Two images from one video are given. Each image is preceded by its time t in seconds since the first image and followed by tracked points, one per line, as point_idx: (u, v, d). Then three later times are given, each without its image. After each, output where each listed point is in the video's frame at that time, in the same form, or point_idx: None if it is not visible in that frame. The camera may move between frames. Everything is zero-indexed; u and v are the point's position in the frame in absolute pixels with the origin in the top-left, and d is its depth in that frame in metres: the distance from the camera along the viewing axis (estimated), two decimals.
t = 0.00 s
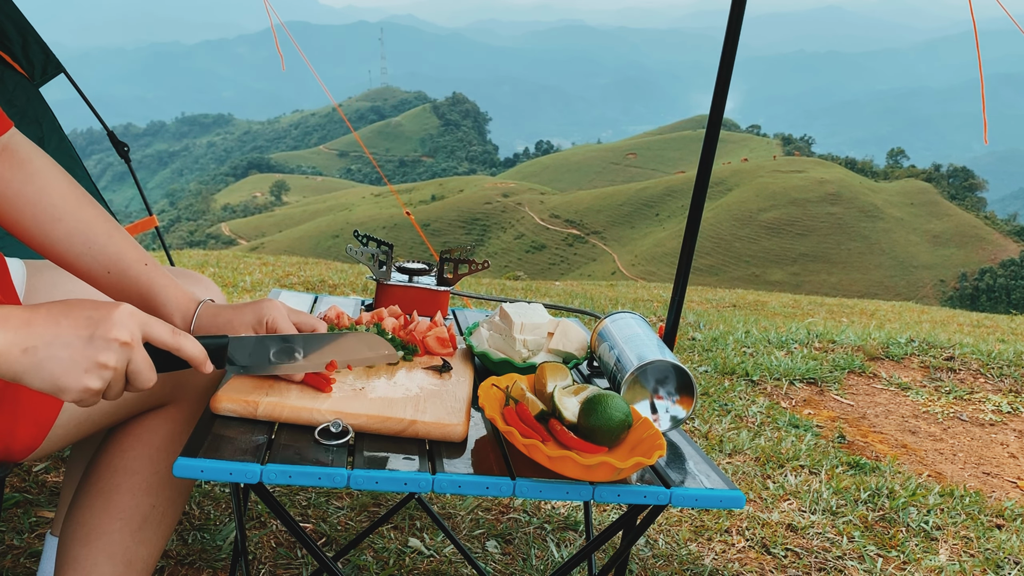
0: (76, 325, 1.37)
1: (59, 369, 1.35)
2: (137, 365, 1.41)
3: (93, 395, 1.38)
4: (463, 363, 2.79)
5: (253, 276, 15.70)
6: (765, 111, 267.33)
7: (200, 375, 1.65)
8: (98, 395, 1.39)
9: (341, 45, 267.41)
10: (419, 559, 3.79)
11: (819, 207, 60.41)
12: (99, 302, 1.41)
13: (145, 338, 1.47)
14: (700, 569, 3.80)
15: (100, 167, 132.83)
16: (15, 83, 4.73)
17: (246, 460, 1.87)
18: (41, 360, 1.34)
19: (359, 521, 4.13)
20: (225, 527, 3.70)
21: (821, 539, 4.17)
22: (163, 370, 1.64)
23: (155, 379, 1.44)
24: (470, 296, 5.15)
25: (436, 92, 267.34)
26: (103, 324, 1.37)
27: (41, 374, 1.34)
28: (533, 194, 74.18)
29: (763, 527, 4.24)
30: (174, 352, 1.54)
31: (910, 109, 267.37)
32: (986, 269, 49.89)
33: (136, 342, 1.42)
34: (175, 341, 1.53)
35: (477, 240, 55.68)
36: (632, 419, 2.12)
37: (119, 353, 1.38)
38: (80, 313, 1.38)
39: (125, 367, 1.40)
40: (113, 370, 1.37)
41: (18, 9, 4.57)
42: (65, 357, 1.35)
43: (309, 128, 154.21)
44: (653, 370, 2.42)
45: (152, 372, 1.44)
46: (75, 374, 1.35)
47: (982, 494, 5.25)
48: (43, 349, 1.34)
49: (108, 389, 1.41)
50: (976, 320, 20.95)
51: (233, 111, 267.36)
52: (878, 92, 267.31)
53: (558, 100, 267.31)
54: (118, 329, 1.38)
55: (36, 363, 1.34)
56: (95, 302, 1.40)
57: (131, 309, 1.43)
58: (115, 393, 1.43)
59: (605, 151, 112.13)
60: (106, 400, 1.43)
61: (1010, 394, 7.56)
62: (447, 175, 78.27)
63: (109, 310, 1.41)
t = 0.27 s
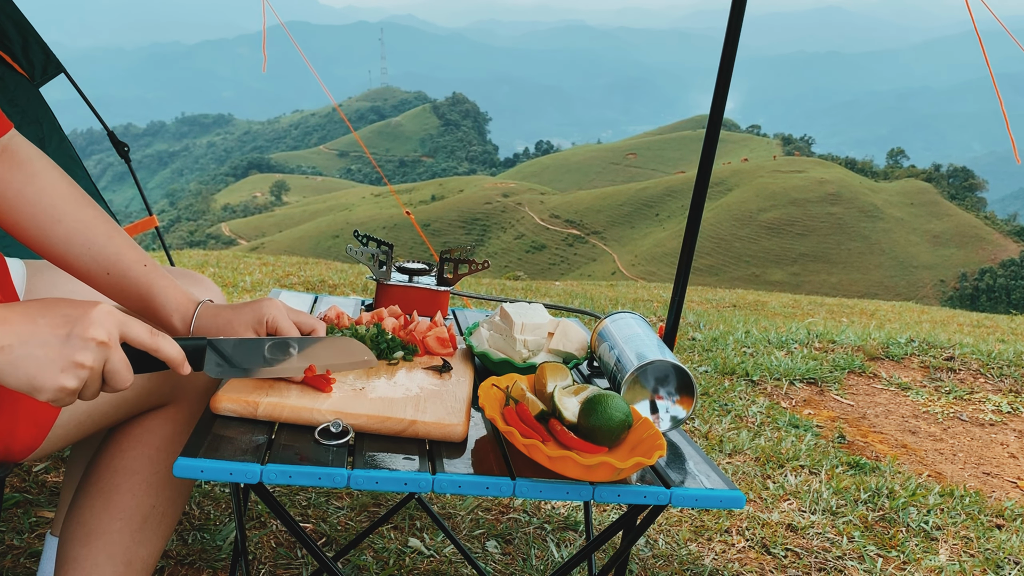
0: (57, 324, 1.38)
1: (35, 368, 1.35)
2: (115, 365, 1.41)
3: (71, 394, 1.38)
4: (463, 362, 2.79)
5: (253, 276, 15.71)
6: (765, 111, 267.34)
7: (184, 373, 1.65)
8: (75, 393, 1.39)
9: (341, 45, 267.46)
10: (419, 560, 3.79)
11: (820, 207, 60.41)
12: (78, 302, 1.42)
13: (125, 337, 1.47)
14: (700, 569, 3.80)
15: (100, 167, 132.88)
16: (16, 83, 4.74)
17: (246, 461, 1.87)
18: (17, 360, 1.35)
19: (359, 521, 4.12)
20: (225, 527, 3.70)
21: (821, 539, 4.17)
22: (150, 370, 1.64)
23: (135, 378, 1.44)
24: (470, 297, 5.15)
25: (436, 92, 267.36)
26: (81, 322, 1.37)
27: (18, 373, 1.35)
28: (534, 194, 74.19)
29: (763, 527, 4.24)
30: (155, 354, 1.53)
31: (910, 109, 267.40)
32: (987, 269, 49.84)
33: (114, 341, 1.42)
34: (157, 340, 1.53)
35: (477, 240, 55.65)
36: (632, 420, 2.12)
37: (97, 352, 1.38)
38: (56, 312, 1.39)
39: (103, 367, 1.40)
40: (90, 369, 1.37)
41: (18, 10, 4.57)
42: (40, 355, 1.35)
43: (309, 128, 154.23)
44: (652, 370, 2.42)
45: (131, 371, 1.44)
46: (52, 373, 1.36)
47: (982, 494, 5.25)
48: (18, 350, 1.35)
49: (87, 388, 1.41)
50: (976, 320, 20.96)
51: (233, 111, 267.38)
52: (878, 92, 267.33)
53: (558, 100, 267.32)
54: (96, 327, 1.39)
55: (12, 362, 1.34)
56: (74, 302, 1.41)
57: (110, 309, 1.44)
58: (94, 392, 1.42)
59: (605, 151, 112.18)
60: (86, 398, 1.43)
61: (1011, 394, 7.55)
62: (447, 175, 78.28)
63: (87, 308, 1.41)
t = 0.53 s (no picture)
0: (62, 325, 1.37)
1: (40, 369, 1.34)
2: (123, 365, 1.41)
3: (76, 397, 1.38)
4: (463, 363, 2.79)
5: (253, 276, 15.72)
6: (765, 111, 267.35)
7: (186, 376, 1.65)
8: (83, 395, 1.39)
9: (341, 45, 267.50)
10: (419, 559, 3.79)
11: (819, 207, 60.46)
12: (84, 303, 1.42)
13: (133, 338, 1.48)
14: (700, 569, 3.81)
15: (99, 167, 132.69)
16: (15, 83, 4.73)
17: (246, 460, 1.87)
18: (24, 361, 1.34)
19: (359, 521, 4.13)
20: (224, 527, 3.70)
21: (822, 539, 4.17)
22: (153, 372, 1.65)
23: (141, 379, 1.44)
24: (469, 296, 5.16)
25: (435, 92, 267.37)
26: (88, 325, 1.38)
27: (26, 375, 1.35)
28: (533, 194, 74.23)
29: (763, 527, 4.25)
30: (162, 355, 1.54)
31: (910, 109, 267.45)
32: (986, 270, 49.87)
33: (123, 342, 1.42)
34: (161, 343, 1.53)
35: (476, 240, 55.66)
36: (633, 419, 2.12)
37: (103, 354, 1.38)
38: (64, 313, 1.39)
39: (110, 368, 1.40)
40: (97, 371, 1.37)
41: (17, 9, 4.57)
42: (46, 357, 1.35)
43: (309, 128, 154.26)
44: (654, 369, 2.41)
45: (137, 373, 1.44)
46: (59, 375, 1.35)
47: (982, 494, 5.26)
48: (28, 350, 1.35)
49: (92, 391, 1.41)
50: (975, 320, 21.03)
51: (233, 111, 267.41)
52: (878, 92, 267.38)
53: (558, 100, 267.32)
54: (103, 329, 1.39)
55: (21, 363, 1.34)
56: (79, 305, 1.41)
57: (116, 311, 1.43)
58: (99, 394, 1.42)
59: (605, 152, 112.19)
60: (92, 401, 1.43)
61: (1010, 394, 7.55)
62: (447, 175, 78.33)
63: (93, 311, 1.41)
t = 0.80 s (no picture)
0: (62, 324, 1.37)
1: (41, 368, 1.34)
2: (122, 366, 1.41)
3: (76, 395, 1.37)
4: (462, 363, 2.79)
5: (253, 276, 15.74)
6: (765, 111, 267.35)
7: (186, 376, 1.65)
8: (81, 396, 1.38)
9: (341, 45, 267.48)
10: (419, 560, 3.79)
11: (820, 207, 60.47)
12: (85, 303, 1.42)
13: (131, 338, 1.48)
14: (700, 569, 3.80)
15: (99, 167, 132.61)
16: (14, 83, 4.73)
17: (245, 461, 1.87)
18: (25, 359, 1.34)
19: (359, 521, 4.13)
20: (224, 527, 3.69)
21: (821, 539, 4.17)
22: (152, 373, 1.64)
23: (140, 380, 1.43)
24: (469, 296, 5.15)
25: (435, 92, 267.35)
26: (88, 324, 1.37)
27: (26, 373, 1.34)
28: (534, 194, 74.29)
29: (763, 526, 4.25)
30: (161, 356, 1.54)
31: (910, 109, 267.48)
32: (987, 270, 49.85)
33: (121, 344, 1.41)
34: (160, 342, 1.53)
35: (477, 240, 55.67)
36: (632, 419, 2.12)
37: (103, 353, 1.38)
38: (65, 313, 1.38)
39: (110, 368, 1.40)
40: (97, 370, 1.36)
41: (17, 9, 4.56)
42: (48, 355, 1.35)
43: (309, 129, 154.31)
44: (652, 369, 2.42)
45: (136, 373, 1.44)
46: (58, 373, 1.35)
47: (982, 494, 5.26)
48: (26, 348, 1.34)
49: (92, 391, 1.41)
50: (975, 320, 21.05)
51: (233, 111, 267.37)
52: (878, 92, 267.40)
53: (559, 100, 267.33)
54: (104, 329, 1.39)
55: (19, 363, 1.33)
56: (80, 304, 1.41)
57: (118, 311, 1.44)
58: (100, 395, 1.43)
59: (605, 152, 112.26)
60: (91, 401, 1.43)
61: (1010, 394, 7.55)
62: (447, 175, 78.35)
63: (94, 311, 1.41)
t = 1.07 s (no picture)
0: (82, 323, 1.37)
1: (62, 364, 1.34)
2: (140, 367, 1.41)
3: (92, 393, 1.36)
4: (462, 363, 2.79)
5: (253, 276, 15.73)
6: (765, 111, 267.35)
7: (201, 379, 1.66)
8: (99, 394, 1.38)
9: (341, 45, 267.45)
10: (419, 559, 3.79)
11: (820, 207, 60.43)
12: (105, 302, 1.42)
13: (149, 341, 1.48)
14: (700, 569, 3.81)
15: (99, 167, 132.56)
16: (14, 84, 4.73)
17: (246, 461, 1.87)
18: (44, 356, 1.34)
19: (359, 521, 4.13)
20: (224, 527, 3.69)
21: (821, 539, 4.17)
22: (166, 372, 1.65)
23: (158, 381, 1.44)
24: (469, 296, 5.16)
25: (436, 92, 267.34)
26: (109, 324, 1.38)
27: (43, 370, 1.34)
28: (533, 194, 74.36)
29: (763, 526, 4.25)
30: (178, 358, 1.55)
31: (910, 109, 267.49)
32: (987, 270, 49.80)
33: (141, 343, 1.42)
34: (179, 345, 1.54)
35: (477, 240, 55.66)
36: (633, 419, 2.13)
37: (124, 352, 1.38)
38: (86, 311, 1.38)
39: (127, 371, 1.40)
40: (116, 369, 1.36)
41: (16, 10, 4.56)
42: (67, 352, 1.34)
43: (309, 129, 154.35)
44: (652, 370, 2.42)
45: (153, 374, 1.44)
46: (77, 370, 1.34)
47: (981, 494, 5.26)
48: (46, 344, 1.34)
49: (107, 390, 1.40)
50: (975, 320, 21.04)
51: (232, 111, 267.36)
52: (878, 92, 267.39)
53: (559, 100, 267.34)
54: (125, 328, 1.39)
55: (40, 358, 1.33)
56: (101, 301, 1.41)
57: (138, 312, 1.44)
58: (116, 393, 1.42)
59: (605, 152, 112.29)
60: (106, 399, 1.41)
61: (1010, 394, 7.56)
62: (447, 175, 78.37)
63: (116, 309, 1.41)
